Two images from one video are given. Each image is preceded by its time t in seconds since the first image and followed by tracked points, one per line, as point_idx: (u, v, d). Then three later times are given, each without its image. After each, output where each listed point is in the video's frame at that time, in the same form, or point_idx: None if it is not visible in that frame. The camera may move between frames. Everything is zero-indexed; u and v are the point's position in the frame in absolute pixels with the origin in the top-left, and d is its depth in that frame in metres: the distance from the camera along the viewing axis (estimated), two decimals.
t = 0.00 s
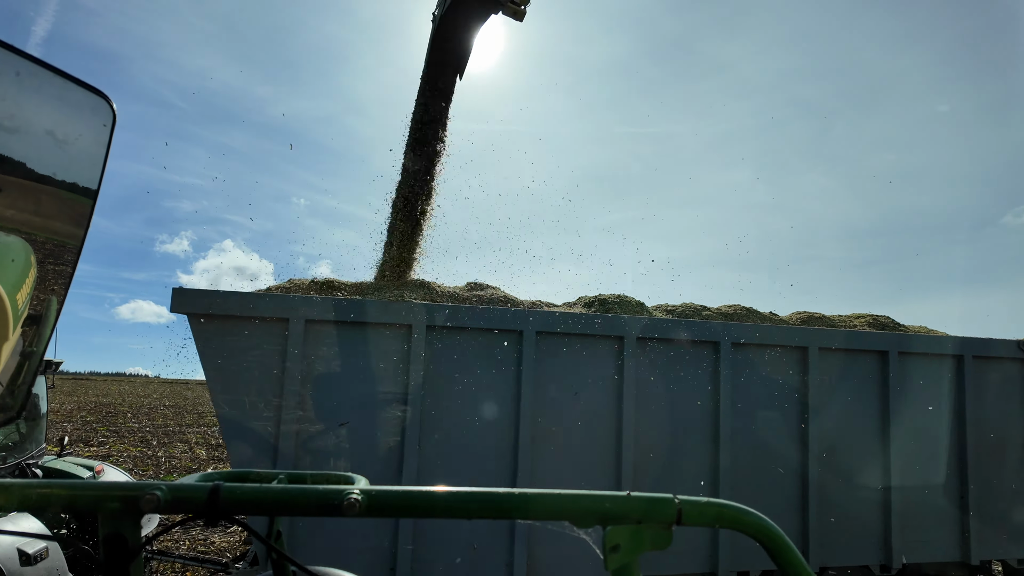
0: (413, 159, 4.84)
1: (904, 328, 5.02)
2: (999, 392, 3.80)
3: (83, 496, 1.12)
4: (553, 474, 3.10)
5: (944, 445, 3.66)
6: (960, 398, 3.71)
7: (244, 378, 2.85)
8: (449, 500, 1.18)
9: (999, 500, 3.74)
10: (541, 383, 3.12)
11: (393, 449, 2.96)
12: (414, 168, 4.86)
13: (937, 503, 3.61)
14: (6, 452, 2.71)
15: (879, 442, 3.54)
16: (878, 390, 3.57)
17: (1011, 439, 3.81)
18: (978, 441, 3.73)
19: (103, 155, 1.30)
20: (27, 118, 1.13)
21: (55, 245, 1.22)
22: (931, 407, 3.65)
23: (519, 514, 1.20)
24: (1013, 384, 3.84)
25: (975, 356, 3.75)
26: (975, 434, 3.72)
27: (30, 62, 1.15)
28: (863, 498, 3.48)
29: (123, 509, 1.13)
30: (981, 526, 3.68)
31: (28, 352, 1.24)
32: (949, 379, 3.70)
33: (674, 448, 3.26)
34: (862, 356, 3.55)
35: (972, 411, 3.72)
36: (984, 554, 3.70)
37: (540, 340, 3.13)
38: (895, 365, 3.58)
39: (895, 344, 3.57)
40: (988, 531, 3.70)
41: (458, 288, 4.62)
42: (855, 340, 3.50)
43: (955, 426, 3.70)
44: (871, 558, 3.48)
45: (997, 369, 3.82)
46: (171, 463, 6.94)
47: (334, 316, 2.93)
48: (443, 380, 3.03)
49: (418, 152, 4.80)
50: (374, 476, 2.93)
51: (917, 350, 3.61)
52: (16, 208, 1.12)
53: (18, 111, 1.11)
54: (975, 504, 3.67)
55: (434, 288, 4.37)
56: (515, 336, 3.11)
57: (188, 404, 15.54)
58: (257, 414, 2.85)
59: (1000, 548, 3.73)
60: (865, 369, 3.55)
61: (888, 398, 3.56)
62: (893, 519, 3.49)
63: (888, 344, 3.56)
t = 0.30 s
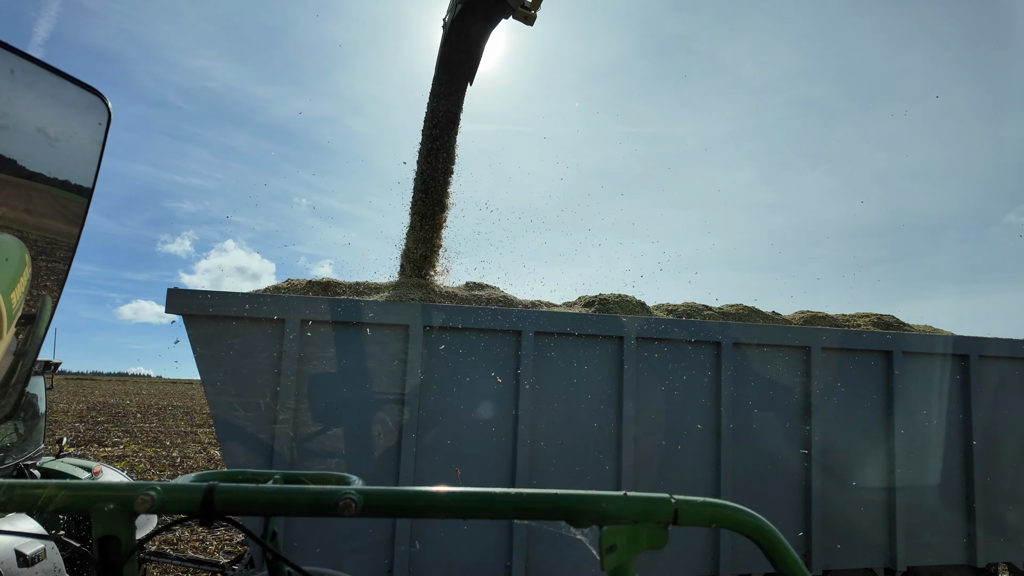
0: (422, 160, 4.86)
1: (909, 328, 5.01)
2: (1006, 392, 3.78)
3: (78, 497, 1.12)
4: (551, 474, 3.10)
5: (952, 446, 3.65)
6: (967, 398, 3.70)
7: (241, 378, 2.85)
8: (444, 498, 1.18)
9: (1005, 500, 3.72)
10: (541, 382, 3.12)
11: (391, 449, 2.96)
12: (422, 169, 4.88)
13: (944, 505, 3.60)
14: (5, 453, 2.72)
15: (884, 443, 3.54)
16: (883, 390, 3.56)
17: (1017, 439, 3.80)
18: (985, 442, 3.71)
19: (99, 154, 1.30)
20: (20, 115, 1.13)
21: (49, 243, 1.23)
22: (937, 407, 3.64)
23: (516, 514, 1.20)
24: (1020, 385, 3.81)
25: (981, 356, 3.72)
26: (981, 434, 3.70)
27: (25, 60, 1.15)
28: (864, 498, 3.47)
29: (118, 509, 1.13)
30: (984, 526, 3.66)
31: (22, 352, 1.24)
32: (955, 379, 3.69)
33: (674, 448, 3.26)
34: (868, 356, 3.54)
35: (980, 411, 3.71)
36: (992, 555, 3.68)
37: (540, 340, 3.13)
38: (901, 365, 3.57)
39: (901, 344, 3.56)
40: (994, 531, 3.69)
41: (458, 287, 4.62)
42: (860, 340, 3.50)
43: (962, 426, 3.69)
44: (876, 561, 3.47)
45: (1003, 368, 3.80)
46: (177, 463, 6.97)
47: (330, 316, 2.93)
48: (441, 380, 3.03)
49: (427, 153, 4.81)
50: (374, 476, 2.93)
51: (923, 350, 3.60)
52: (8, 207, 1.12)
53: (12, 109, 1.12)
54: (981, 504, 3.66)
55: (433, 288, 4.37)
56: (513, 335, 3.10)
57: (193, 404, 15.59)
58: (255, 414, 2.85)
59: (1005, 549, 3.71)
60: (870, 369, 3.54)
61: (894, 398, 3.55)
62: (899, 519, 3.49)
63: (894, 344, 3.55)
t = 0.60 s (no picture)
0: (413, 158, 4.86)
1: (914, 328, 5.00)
2: (1010, 391, 3.77)
3: (75, 497, 1.12)
4: (550, 474, 3.09)
5: (957, 445, 3.65)
6: (972, 397, 3.69)
7: (240, 378, 2.85)
8: (442, 498, 1.18)
9: (1010, 500, 3.71)
10: (541, 381, 3.12)
11: (391, 449, 2.96)
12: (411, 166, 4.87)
13: (949, 504, 3.60)
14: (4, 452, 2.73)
15: (888, 442, 3.53)
16: (886, 389, 3.55)
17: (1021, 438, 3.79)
18: (990, 441, 3.70)
19: (94, 153, 1.30)
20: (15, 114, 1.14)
21: (42, 242, 1.23)
22: (941, 406, 3.64)
23: (515, 513, 1.20)
24: None
25: (985, 355, 3.71)
26: (987, 433, 3.69)
27: (21, 60, 1.16)
28: (864, 497, 3.46)
29: (115, 510, 1.14)
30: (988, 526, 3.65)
31: (18, 353, 1.24)
32: (959, 378, 3.68)
33: (675, 447, 3.25)
34: (872, 355, 3.54)
35: (986, 411, 3.70)
36: (999, 555, 3.67)
37: (539, 339, 3.13)
38: (904, 363, 3.56)
39: (905, 343, 3.56)
40: (998, 531, 3.68)
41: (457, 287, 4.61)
42: (864, 339, 3.49)
43: (968, 425, 3.68)
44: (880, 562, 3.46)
45: (1007, 367, 3.79)
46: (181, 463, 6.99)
47: (329, 315, 2.93)
48: (439, 380, 3.03)
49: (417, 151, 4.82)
50: (374, 475, 2.93)
51: (926, 349, 3.59)
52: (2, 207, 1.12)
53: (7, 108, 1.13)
54: (987, 504, 3.65)
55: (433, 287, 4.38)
56: (510, 335, 3.10)
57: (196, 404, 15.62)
58: (253, 414, 2.85)
59: (1011, 549, 3.70)
60: (874, 368, 3.54)
61: (897, 397, 3.54)
62: (903, 518, 3.48)
63: (898, 343, 3.54)
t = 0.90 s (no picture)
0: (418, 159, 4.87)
1: (919, 327, 4.98)
2: (1017, 391, 3.76)
3: (72, 501, 1.12)
4: (550, 475, 3.08)
5: (963, 444, 3.63)
6: (979, 397, 3.67)
7: (239, 378, 2.85)
8: (442, 500, 1.18)
9: (1016, 500, 3.69)
10: (543, 381, 3.12)
11: (392, 449, 2.96)
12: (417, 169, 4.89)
13: (956, 505, 3.58)
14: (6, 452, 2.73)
15: (894, 442, 3.52)
16: (892, 388, 3.54)
17: None
18: (997, 441, 3.68)
19: (93, 156, 1.30)
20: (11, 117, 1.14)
21: (39, 245, 1.23)
22: (947, 406, 3.62)
23: (515, 515, 1.19)
24: None
25: (991, 354, 3.69)
26: (994, 433, 3.67)
27: (19, 63, 1.16)
28: (868, 498, 3.44)
29: (113, 512, 1.13)
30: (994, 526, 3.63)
31: (16, 356, 1.23)
32: (966, 378, 3.67)
33: (678, 447, 3.24)
34: (876, 354, 3.52)
35: (993, 410, 3.68)
36: (1006, 555, 3.65)
37: (542, 339, 3.12)
38: (910, 363, 3.55)
39: (910, 342, 3.54)
40: (1004, 531, 3.66)
41: (459, 287, 4.60)
42: (867, 338, 3.47)
43: (975, 425, 3.67)
44: (886, 562, 3.45)
45: (1013, 367, 3.77)
46: (186, 464, 7.00)
47: (328, 315, 2.93)
48: (439, 380, 3.02)
49: (423, 153, 4.83)
50: (378, 476, 2.94)
51: (932, 349, 3.58)
52: None
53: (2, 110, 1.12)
54: (995, 504, 3.63)
55: (434, 287, 4.37)
56: (509, 335, 3.09)
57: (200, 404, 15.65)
58: (254, 415, 2.85)
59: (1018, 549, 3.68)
60: (879, 367, 3.52)
61: (903, 396, 3.53)
62: (909, 518, 3.47)
63: (903, 342, 3.53)
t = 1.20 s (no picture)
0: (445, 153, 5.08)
1: (924, 326, 4.98)
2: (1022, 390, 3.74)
3: (74, 503, 1.12)
4: (551, 475, 3.08)
5: (969, 444, 3.62)
6: (985, 397, 3.66)
7: (238, 379, 2.85)
8: (444, 502, 1.18)
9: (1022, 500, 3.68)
10: (546, 382, 3.11)
11: (394, 450, 2.96)
12: (443, 173, 5.16)
13: (960, 505, 3.57)
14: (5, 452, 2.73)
15: (899, 441, 3.51)
16: (897, 388, 3.53)
17: None
18: (1002, 441, 3.67)
19: (94, 160, 1.30)
20: (13, 122, 1.15)
21: (41, 248, 1.23)
22: (951, 405, 3.61)
23: (516, 517, 1.19)
24: None
25: (996, 354, 3.68)
26: (999, 433, 3.66)
27: (19, 67, 1.17)
28: (870, 498, 3.44)
29: (115, 515, 1.13)
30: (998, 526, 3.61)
31: (19, 359, 1.24)
32: (972, 377, 3.66)
33: (680, 447, 3.24)
34: (879, 353, 3.51)
35: (998, 410, 3.67)
36: (1011, 555, 3.63)
37: (544, 339, 3.12)
38: (915, 362, 3.54)
39: (915, 341, 3.54)
40: (1010, 531, 3.65)
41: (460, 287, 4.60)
42: (870, 338, 3.46)
43: (981, 424, 3.66)
44: (891, 563, 3.44)
45: (1018, 366, 3.76)
46: (189, 463, 7.02)
47: (331, 316, 2.93)
48: (439, 381, 3.02)
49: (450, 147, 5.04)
50: (381, 478, 2.94)
51: (936, 348, 3.57)
52: None
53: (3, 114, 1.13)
54: (1000, 504, 3.62)
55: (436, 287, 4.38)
56: (510, 335, 3.09)
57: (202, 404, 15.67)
58: (255, 415, 2.85)
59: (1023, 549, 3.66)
60: (883, 367, 3.51)
61: (908, 396, 3.52)
62: (914, 519, 3.46)
63: (908, 342, 3.52)
